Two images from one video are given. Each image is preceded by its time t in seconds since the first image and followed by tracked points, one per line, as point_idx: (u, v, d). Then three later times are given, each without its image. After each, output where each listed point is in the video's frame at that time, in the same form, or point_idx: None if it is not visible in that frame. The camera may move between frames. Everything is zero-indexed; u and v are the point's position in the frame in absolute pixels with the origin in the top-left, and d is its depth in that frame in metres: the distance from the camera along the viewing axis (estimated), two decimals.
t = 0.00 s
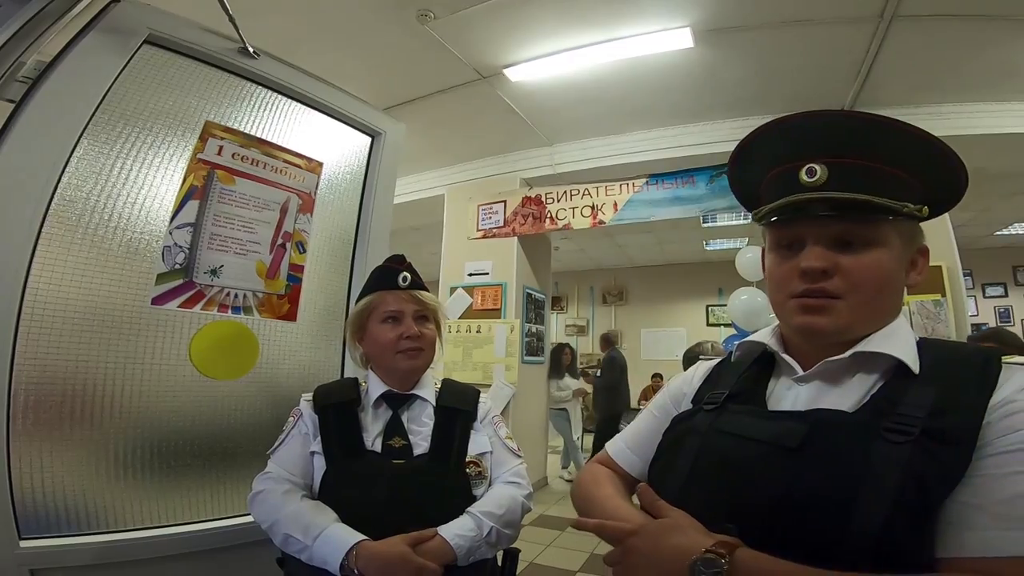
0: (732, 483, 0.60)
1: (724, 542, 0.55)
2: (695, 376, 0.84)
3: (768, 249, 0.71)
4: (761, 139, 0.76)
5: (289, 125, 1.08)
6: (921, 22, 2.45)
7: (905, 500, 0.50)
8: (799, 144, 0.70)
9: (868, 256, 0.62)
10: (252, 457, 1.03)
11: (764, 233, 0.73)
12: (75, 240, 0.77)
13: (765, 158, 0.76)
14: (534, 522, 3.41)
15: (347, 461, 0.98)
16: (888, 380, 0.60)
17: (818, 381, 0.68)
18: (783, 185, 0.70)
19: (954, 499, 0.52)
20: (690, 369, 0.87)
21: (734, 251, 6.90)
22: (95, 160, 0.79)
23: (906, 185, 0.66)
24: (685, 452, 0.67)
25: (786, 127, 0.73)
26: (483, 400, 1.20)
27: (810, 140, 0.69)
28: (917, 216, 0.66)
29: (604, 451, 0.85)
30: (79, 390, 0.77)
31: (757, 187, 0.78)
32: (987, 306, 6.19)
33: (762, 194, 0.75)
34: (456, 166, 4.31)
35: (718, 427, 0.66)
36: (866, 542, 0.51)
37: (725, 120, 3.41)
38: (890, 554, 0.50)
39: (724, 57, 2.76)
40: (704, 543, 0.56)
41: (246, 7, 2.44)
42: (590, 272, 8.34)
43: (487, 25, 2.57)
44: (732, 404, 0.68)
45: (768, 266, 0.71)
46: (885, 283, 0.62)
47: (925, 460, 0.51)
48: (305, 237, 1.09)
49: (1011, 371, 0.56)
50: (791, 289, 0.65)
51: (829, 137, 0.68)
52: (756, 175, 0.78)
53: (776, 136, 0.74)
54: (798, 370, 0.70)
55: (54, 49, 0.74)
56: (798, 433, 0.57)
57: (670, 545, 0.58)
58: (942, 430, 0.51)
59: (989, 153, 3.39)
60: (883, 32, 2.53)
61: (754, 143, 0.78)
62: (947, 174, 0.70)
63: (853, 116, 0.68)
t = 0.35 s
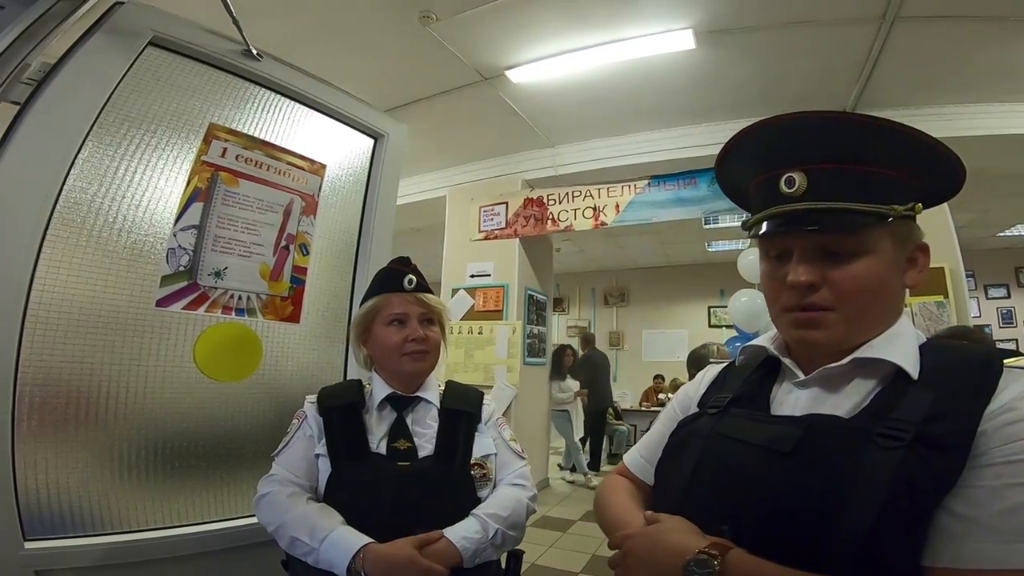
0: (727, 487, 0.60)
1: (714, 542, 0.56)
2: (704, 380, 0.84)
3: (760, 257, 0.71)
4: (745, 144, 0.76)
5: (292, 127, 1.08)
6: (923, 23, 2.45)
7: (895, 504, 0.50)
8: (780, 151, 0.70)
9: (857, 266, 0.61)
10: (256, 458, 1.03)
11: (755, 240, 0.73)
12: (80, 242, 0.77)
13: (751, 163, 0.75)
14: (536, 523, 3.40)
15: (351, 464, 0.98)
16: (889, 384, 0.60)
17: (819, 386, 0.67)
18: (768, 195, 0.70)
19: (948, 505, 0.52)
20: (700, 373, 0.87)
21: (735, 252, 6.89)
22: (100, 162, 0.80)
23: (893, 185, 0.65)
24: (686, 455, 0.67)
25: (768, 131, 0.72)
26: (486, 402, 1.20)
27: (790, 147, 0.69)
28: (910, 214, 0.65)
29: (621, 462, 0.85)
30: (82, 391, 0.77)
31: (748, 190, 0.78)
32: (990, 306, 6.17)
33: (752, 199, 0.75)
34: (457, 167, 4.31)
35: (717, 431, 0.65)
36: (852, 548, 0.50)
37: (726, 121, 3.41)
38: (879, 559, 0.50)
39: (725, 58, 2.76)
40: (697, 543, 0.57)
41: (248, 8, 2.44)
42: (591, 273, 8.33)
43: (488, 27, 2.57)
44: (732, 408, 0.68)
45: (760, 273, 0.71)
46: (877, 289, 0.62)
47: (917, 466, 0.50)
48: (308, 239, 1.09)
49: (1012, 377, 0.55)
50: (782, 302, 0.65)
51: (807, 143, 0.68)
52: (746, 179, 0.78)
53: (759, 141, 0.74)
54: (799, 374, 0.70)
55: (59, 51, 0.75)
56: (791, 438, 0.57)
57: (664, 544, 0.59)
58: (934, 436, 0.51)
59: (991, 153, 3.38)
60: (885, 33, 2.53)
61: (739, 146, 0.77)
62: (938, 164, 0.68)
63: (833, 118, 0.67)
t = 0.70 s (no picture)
0: (732, 491, 0.59)
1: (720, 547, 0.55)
2: (710, 383, 0.83)
3: (770, 264, 0.70)
4: (755, 147, 0.75)
5: (295, 130, 1.08)
6: (926, 25, 2.45)
7: (901, 508, 0.49)
8: (796, 157, 0.69)
9: (872, 278, 0.61)
10: (259, 461, 1.03)
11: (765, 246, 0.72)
12: (86, 245, 0.77)
13: (763, 167, 0.75)
14: (539, 527, 3.38)
15: (352, 467, 0.97)
16: (897, 388, 0.59)
17: (826, 391, 0.67)
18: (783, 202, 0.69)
19: (956, 509, 0.51)
20: (706, 377, 0.86)
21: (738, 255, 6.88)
22: (105, 165, 0.80)
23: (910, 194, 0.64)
24: (692, 459, 0.66)
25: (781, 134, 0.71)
26: (490, 406, 1.19)
27: (807, 154, 0.68)
28: (927, 224, 0.64)
29: (631, 472, 0.84)
30: (87, 393, 0.77)
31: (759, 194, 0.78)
32: (995, 310, 6.13)
33: (764, 204, 0.74)
34: (460, 171, 4.32)
35: (722, 434, 0.65)
36: (859, 553, 0.49)
37: (729, 124, 3.41)
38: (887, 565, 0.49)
39: (728, 61, 2.76)
40: (702, 549, 0.56)
41: (253, 12, 2.46)
42: (594, 277, 8.32)
43: (490, 30, 2.57)
44: (738, 412, 0.68)
45: (771, 280, 0.70)
46: (891, 300, 0.61)
47: (925, 470, 0.50)
48: (311, 243, 1.09)
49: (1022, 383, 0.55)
50: (795, 313, 0.65)
51: (826, 150, 0.67)
52: (758, 182, 0.77)
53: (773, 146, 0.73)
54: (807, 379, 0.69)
55: (65, 54, 0.75)
56: (798, 442, 0.57)
57: (669, 550, 0.58)
58: (942, 440, 0.51)
59: (996, 156, 3.37)
60: (888, 35, 2.52)
61: (748, 149, 0.76)
62: (957, 169, 0.67)
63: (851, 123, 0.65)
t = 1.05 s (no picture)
0: (735, 492, 0.59)
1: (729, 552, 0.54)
2: (709, 382, 0.83)
3: (769, 261, 0.70)
4: (751, 144, 0.75)
5: (296, 131, 1.09)
6: (926, 25, 2.45)
7: (901, 507, 0.49)
8: (793, 153, 0.70)
9: (874, 271, 0.61)
10: (260, 461, 1.03)
11: (765, 243, 0.72)
12: (86, 245, 0.77)
13: (760, 164, 0.75)
14: (540, 528, 3.38)
15: (352, 467, 0.98)
16: (897, 388, 0.59)
17: (828, 390, 0.67)
18: (781, 197, 0.69)
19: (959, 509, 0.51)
20: (705, 376, 0.86)
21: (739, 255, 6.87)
22: (106, 165, 0.80)
23: (908, 189, 0.64)
24: (693, 459, 0.66)
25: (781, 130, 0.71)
26: (489, 406, 1.19)
27: (805, 148, 0.68)
28: (925, 219, 0.65)
29: (628, 469, 0.84)
30: (88, 393, 0.77)
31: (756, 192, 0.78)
32: (996, 309, 6.12)
33: (761, 201, 0.74)
34: (461, 171, 4.32)
35: (724, 435, 0.65)
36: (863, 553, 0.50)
37: (729, 125, 3.41)
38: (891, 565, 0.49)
39: (728, 61, 2.77)
40: (712, 556, 0.55)
41: (254, 12, 2.46)
42: (595, 277, 8.32)
43: (490, 31, 2.58)
44: (739, 412, 0.67)
45: (770, 278, 0.70)
46: (893, 295, 0.61)
47: (929, 470, 0.50)
48: (312, 243, 1.10)
49: None
50: (795, 308, 0.65)
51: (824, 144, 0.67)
52: (755, 180, 0.77)
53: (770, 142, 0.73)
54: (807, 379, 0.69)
55: (66, 54, 0.75)
56: (802, 443, 0.56)
57: (678, 555, 0.57)
58: (947, 440, 0.51)
59: (996, 156, 3.37)
60: (888, 35, 2.53)
61: (745, 146, 0.77)
62: (954, 165, 0.67)
63: (852, 117, 0.66)
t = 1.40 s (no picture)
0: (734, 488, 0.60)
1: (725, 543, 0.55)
2: (706, 380, 0.83)
3: (771, 257, 0.70)
4: (752, 142, 0.75)
5: (294, 129, 1.09)
6: (925, 23, 2.44)
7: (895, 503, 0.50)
8: (794, 151, 0.69)
9: (875, 265, 0.61)
10: (258, 459, 1.03)
11: (766, 239, 0.72)
12: (83, 243, 0.77)
13: (761, 163, 0.75)
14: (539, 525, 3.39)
15: (350, 465, 0.98)
16: (894, 384, 0.60)
17: (826, 386, 0.67)
18: (782, 194, 0.69)
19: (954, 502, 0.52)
20: (704, 372, 0.87)
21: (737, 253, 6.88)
22: (103, 164, 0.80)
23: (908, 188, 0.65)
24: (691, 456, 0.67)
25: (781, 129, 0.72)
26: (488, 404, 1.20)
27: (807, 146, 0.68)
28: (923, 215, 0.65)
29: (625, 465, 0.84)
30: (85, 392, 0.77)
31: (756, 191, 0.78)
32: (994, 307, 6.13)
33: (762, 199, 0.74)
34: (459, 169, 4.32)
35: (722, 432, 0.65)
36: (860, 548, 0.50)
37: (728, 122, 3.41)
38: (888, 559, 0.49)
39: (726, 59, 2.76)
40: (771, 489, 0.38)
41: (252, 10, 2.45)
42: (594, 274, 8.33)
43: (488, 28, 2.57)
44: (738, 406, 0.68)
45: (771, 274, 0.70)
46: (893, 289, 0.61)
47: (926, 464, 0.50)
48: (310, 241, 1.10)
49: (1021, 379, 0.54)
50: (798, 302, 0.65)
51: (825, 142, 0.67)
52: (754, 179, 0.77)
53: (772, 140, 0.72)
54: (807, 373, 0.69)
55: (62, 53, 0.75)
56: (800, 437, 0.56)
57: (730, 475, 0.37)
58: (945, 435, 0.51)
59: (995, 153, 3.37)
60: (887, 33, 2.52)
61: (746, 146, 0.77)
62: (951, 165, 0.68)
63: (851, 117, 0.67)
